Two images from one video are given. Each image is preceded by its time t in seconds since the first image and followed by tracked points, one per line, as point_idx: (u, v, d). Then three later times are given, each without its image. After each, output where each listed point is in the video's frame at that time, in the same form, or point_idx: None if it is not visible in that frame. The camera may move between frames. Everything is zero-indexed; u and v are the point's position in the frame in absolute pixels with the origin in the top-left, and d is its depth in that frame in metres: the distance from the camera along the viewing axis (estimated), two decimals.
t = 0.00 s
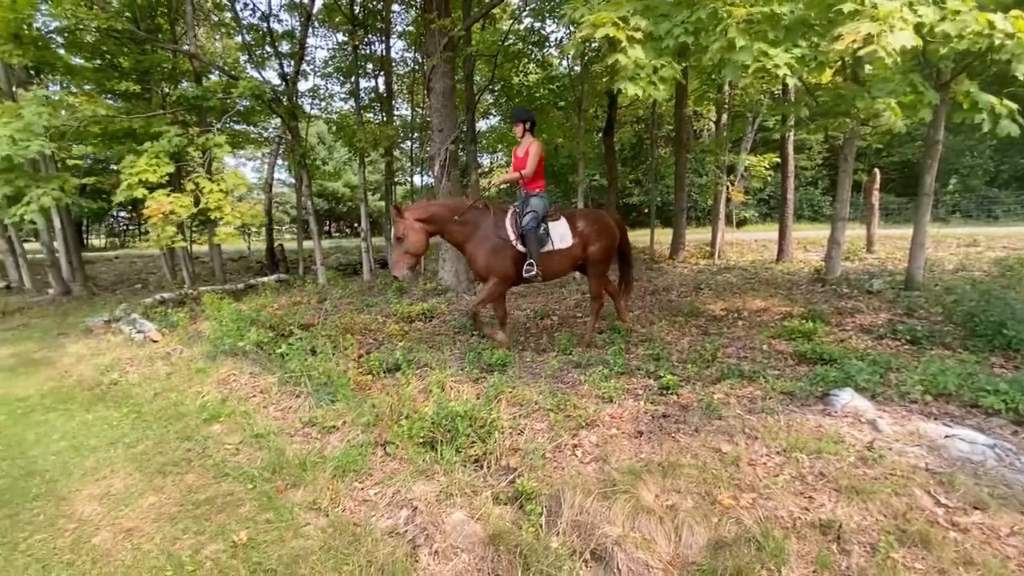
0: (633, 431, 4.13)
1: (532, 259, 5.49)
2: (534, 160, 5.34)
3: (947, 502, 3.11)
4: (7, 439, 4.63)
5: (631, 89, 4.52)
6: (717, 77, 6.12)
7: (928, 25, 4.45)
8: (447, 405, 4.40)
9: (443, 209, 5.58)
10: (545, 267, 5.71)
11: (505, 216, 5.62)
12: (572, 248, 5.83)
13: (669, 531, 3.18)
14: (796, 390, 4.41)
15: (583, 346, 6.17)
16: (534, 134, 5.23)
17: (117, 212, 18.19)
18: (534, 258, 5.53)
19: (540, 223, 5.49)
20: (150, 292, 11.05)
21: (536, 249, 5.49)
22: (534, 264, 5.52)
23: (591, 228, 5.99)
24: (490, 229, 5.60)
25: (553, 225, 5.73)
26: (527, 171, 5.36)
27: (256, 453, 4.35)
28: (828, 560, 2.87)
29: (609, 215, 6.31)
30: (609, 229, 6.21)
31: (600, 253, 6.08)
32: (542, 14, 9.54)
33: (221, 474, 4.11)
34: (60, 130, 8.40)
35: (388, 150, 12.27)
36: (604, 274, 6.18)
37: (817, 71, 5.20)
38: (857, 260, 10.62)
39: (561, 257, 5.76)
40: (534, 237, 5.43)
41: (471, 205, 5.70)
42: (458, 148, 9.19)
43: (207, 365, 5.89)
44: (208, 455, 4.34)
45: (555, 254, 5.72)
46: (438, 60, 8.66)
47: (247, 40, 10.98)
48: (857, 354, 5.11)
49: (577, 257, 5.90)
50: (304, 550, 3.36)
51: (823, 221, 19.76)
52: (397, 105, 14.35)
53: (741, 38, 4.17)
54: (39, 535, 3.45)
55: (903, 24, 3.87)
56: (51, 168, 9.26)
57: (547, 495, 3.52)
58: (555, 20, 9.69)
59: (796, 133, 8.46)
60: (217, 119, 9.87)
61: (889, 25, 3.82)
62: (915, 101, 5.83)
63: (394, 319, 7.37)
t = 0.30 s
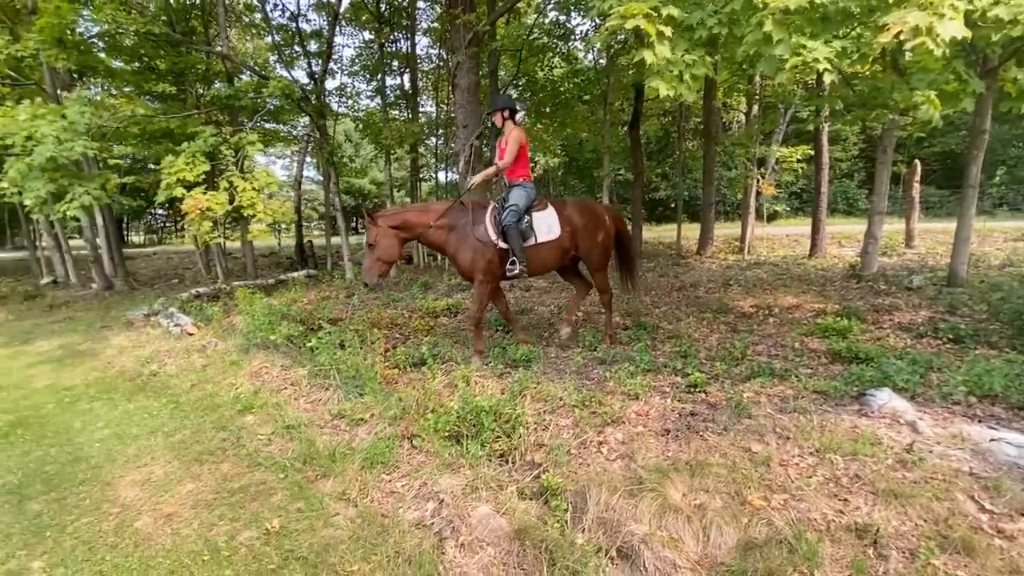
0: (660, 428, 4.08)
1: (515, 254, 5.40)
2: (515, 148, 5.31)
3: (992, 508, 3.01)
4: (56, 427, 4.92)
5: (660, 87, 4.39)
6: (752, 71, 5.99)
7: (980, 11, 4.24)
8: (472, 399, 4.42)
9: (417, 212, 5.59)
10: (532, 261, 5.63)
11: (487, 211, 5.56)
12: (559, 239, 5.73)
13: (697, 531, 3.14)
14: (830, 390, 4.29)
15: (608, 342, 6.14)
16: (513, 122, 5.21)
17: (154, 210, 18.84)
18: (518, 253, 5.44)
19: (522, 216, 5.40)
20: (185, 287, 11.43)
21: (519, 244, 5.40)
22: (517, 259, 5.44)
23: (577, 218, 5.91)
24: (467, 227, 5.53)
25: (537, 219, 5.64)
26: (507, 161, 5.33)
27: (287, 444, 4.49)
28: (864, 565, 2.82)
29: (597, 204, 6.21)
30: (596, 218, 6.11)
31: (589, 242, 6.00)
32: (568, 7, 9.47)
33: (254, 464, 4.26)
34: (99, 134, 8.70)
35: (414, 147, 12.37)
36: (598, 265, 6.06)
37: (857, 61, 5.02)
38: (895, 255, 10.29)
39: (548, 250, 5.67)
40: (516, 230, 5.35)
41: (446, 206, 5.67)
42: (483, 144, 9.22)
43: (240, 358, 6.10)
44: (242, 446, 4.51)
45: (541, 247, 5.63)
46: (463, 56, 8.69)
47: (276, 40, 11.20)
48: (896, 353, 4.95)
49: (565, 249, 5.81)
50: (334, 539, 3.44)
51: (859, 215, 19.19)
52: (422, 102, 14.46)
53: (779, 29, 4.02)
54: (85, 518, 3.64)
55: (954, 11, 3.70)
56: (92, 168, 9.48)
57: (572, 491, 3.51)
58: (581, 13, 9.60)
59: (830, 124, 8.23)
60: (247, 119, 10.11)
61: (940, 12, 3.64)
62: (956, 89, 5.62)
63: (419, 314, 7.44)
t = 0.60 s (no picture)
0: (689, 427, 4.02)
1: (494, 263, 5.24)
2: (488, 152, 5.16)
3: None
4: (103, 415, 5.22)
5: (688, 83, 4.42)
6: (787, 61, 5.83)
7: None
8: (498, 394, 4.44)
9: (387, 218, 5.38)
10: (511, 268, 5.48)
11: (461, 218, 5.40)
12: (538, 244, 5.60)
13: (727, 531, 3.09)
14: (868, 391, 4.17)
15: (634, 339, 6.11)
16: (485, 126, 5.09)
17: (191, 208, 19.45)
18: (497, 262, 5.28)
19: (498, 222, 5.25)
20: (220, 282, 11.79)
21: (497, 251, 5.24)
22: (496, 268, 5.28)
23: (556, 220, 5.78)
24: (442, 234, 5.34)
25: (514, 223, 5.48)
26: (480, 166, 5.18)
27: (318, 435, 4.61)
28: (905, 572, 2.73)
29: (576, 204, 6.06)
30: (575, 220, 5.96)
31: (571, 245, 5.87)
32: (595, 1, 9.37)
33: (287, 453, 4.38)
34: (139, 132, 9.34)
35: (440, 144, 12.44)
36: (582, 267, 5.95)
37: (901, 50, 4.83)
38: (938, 251, 9.93)
39: (528, 256, 5.53)
40: (492, 238, 5.19)
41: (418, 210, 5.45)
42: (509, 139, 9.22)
43: (274, 351, 6.30)
44: (275, 435, 4.66)
45: (521, 253, 5.49)
46: (489, 52, 8.69)
47: (307, 41, 11.41)
48: (940, 353, 4.77)
49: (546, 254, 5.70)
50: (363, 529, 3.51)
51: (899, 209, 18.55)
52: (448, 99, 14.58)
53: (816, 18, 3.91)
54: (129, 502, 3.83)
55: None
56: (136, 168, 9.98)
57: (598, 488, 3.50)
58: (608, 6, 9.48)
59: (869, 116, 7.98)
60: (278, 118, 10.35)
61: None
62: (1006, 76, 5.36)
63: (445, 310, 7.48)
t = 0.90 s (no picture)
0: (721, 428, 3.94)
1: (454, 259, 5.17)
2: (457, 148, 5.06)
3: None
4: (149, 405, 5.51)
5: (725, 80, 4.31)
6: (826, 52, 5.64)
7: None
8: (526, 391, 4.45)
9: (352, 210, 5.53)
10: (475, 268, 5.38)
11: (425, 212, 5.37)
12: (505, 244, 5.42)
13: (762, 536, 3.01)
14: (913, 394, 4.01)
15: (664, 338, 6.10)
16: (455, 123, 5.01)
17: (229, 206, 20.06)
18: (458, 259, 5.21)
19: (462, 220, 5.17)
20: (257, 278, 12.13)
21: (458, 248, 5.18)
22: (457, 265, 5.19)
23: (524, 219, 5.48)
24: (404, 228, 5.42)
25: (481, 221, 5.36)
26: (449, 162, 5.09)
27: (351, 428, 4.74)
28: None
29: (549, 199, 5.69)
30: (550, 218, 5.61)
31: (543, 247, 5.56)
32: None
33: (321, 445, 4.53)
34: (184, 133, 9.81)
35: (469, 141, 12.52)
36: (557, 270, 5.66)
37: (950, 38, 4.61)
38: (987, 249, 9.52)
39: (493, 256, 5.38)
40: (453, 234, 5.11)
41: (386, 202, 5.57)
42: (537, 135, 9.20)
43: (307, 345, 6.49)
44: (309, 428, 4.83)
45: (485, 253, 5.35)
46: (517, 48, 8.68)
47: (339, 41, 11.60)
48: (991, 355, 4.57)
49: (514, 256, 5.48)
50: (392, 521, 3.60)
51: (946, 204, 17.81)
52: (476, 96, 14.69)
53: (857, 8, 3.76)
54: (174, 488, 4.04)
55: None
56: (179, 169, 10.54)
57: (628, 487, 3.47)
58: None
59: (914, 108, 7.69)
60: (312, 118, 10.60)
61: None
62: None
63: (473, 306, 7.53)
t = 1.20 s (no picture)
0: (759, 431, 3.85)
1: (399, 255, 5.35)
2: (423, 140, 5.31)
3: None
4: (194, 395, 6.00)
5: (759, 80, 4.22)
6: (874, 41, 5.42)
7: None
8: (558, 389, 4.50)
9: (321, 205, 6.04)
10: (427, 265, 5.52)
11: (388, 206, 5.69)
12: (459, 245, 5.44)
13: (803, 543, 2.92)
14: (967, 400, 3.85)
15: (699, 338, 6.11)
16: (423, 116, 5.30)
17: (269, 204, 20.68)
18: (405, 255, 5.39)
19: (414, 215, 5.36)
20: (295, 275, 12.51)
21: (407, 245, 5.36)
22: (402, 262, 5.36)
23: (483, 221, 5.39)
24: (362, 222, 5.82)
25: (438, 219, 5.47)
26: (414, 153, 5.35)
27: (386, 421, 4.96)
28: None
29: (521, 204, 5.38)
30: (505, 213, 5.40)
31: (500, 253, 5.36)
32: None
33: (356, 438, 4.75)
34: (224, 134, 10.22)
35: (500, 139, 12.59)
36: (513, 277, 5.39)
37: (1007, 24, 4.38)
38: None
39: (443, 256, 5.46)
40: (401, 229, 5.31)
41: (353, 199, 6.01)
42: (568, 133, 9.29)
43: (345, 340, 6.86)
44: (346, 420, 5.07)
45: (435, 252, 5.46)
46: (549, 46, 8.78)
47: (373, 42, 11.81)
48: None
49: (468, 258, 5.47)
50: (426, 514, 3.70)
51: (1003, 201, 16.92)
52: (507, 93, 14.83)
53: None
54: (218, 475, 4.39)
55: None
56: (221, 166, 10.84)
57: (661, 489, 3.43)
58: None
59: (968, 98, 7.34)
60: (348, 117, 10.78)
61: None
62: None
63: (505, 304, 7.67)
